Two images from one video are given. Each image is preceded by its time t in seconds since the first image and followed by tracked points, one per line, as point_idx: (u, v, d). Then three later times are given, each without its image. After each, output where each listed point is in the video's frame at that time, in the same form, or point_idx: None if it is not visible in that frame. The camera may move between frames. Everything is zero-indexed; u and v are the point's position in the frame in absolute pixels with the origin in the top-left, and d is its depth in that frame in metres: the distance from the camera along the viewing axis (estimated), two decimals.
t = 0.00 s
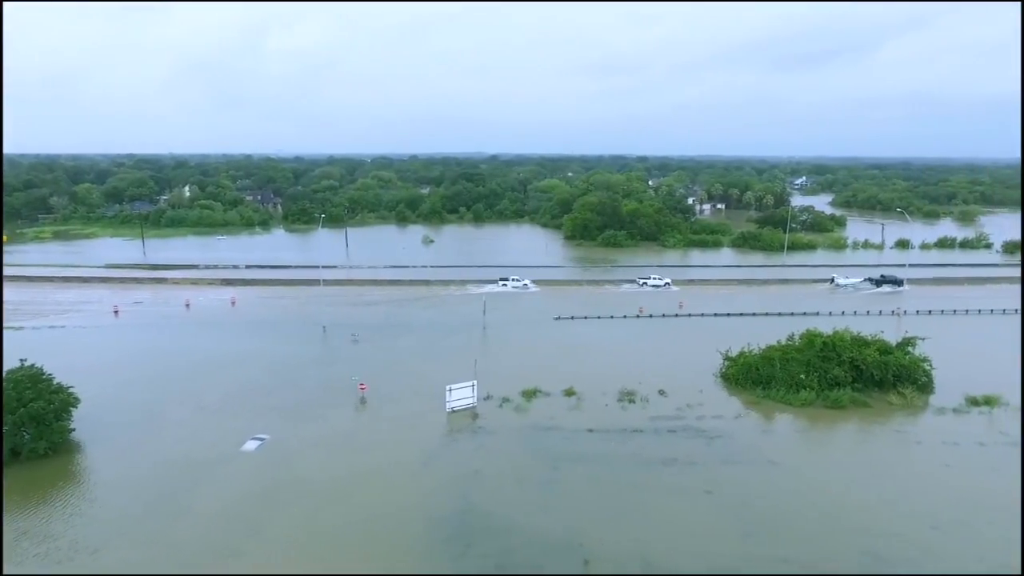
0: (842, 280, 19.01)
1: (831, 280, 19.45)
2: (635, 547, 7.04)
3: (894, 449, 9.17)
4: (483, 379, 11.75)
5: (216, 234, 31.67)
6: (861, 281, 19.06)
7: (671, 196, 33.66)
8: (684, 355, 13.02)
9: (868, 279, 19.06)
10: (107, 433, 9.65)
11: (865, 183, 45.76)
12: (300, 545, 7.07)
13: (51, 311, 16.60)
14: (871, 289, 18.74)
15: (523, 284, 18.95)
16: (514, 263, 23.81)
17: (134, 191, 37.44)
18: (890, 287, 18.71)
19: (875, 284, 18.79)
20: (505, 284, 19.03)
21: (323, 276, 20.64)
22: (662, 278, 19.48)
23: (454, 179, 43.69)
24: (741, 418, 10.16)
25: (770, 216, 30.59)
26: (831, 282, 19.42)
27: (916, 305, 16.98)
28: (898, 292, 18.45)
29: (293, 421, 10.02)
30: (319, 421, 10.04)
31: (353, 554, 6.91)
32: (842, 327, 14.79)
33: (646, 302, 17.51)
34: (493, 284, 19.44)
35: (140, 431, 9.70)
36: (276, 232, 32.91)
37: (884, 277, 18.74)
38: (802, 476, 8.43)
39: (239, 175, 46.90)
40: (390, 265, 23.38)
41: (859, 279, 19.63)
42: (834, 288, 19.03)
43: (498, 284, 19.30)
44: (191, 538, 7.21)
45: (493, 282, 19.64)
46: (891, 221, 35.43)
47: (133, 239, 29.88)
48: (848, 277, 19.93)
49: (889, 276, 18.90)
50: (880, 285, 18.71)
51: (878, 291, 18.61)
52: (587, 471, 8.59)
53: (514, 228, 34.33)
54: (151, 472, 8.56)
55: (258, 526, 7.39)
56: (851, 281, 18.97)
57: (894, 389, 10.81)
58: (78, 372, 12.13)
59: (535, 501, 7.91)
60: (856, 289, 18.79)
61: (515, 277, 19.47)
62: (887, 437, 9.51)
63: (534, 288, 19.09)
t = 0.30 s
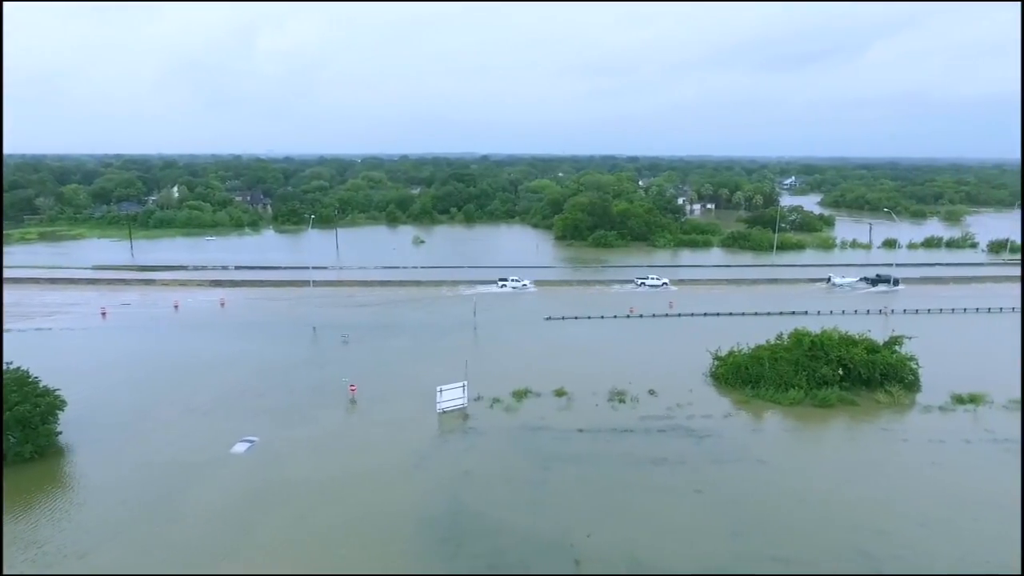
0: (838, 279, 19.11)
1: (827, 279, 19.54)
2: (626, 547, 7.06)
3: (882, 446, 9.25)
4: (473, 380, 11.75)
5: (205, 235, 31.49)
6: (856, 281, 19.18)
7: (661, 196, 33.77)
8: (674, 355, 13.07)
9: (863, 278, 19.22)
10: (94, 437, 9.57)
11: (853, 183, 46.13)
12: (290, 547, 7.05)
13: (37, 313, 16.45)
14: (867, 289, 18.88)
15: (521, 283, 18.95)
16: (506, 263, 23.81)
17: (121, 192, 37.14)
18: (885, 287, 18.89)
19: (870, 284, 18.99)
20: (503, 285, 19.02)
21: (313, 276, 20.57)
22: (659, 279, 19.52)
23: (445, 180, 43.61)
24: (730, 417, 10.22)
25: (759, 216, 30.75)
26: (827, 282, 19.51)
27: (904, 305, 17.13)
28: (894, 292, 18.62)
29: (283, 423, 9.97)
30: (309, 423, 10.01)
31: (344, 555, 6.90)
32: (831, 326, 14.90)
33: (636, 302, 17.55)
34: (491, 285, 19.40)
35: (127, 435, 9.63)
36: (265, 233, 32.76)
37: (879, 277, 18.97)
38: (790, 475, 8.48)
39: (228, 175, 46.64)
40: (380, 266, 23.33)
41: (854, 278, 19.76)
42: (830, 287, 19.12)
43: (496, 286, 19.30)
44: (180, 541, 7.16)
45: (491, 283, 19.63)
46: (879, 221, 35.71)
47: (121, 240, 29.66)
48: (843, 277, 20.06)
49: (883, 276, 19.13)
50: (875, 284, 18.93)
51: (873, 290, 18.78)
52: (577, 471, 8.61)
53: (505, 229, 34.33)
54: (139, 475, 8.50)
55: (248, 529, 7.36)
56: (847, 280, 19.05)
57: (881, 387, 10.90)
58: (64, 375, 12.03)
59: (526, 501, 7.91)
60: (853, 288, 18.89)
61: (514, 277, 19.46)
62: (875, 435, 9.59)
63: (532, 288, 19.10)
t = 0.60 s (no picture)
0: (836, 279, 19.15)
1: (824, 278, 19.60)
2: (618, 547, 7.07)
3: (871, 445, 9.31)
4: (465, 381, 11.74)
5: (196, 236, 31.34)
6: (854, 280, 19.24)
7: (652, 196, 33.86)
8: (665, 355, 13.11)
9: (860, 278, 19.31)
10: (83, 440, 9.51)
11: (843, 183, 46.43)
12: (281, 550, 7.02)
13: (25, 316, 16.33)
14: (865, 289, 18.98)
15: (521, 285, 18.99)
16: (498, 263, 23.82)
17: (111, 192, 36.89)
18: (882, 286, 19.02)
19: (867, 283, 19.10)
20: (504, 285, 19.06)
21: (305, 278, 20.52)
22: (659, 278, 19.56)
23: (437, 180, 43.57)
24: (721, 416, 10.26)
25: (750, 216, 30.88)
26: (825, 281, 19.57)
27: (894, 304, 17.25)
28: (891, 292, 18.75)
29: (273, 425, 9.94)
30: (300, 425, 9.98)
31: (335, 557, 6.88)
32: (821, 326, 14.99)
33: (628, 302, 17.60)
34: (490, 286, 19.39)
35: (117, 437, 9.57)
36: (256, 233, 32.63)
37: (877, 276, 19.07)
38: (780, 474, 8.52)
39: (219, 175, 46.41)
40: (372, 267, 23.27)
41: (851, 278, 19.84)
42: (828, 286, 19.18)
43: (496, 287, 19.26)
44: (169, 545, 7.13)
45: (491, 284, 19.59)
46: (869, 220, 35.93)
47: (111, 241, 29.47)
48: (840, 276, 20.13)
49: (880, 275, 19.24)
50: (873, 284, 19.04)
51: (870, 289, 18.89)
52: (569, 471, 8.62)
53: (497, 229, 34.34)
54: (128, 478, 8.45)
55: (238, 532, 7.33)
56: (845, 280, 19.11)
57: (871, 386, 10.97)
58: (52, 377, 11.94)
59: (518, 502, 7.91)
60: (851, 288, 18.96)
61: (514, 278, 19.48)
62: (864, 434, 9.64)
63: (532, 288, 19.13)
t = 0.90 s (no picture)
0: (830, 279, 19.30)
1: (818, 278, 19.74)
2: (605, 547, 7.08)
3: (857, 444, 9.37)
4: (453, 382, 11.72)
5: (182, 237, 31.07)
6: (847, 280, 19.39)
7: (640, 197, 33.97)
8: (653, 355, 13.15)
9: (853, 278, 19.48)
10: (67, 444, 9.40)
11: (828, 183, 46.80)
12: (268, 554, 6.98)
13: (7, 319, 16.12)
14: (858, 288, 19.13)
15: (519, 286, 19.00)
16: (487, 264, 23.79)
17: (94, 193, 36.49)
18: (874, 285, 19.20)
19: (860, 283, 19.28)
20: (501, 285, 19.07)
21: (292, 279, 20.40)
22: (654, 279, 19.65)
23: (425, 181, 43.49)
24: (708, 416, 10.31)
25: (737, 216, 31.06)
26: (818, 281, 19.75)
27: (879, 303, 17.41)
28: (883, 291, 18.95)
29: (259, 429, 9.87)
30: (286, 428, 9.92)
31: (321, 560, 6.86)
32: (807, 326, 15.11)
33: (617, 302, 17.64)
34: (485, 287, 19.37)
35: (101, 442, 9.47)
36: (243, 235, 32.43)
37: (869, 276, 19.24)
38: (766, 473, 8.58)
39: (204, 176, 46.02)
40: (360, 268, 23.17)
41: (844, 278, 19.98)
42: (822, 286, 19.32)
43: (492, 287, 19.23)
44: (154, 550, 7.06)
45: (488, 284, 19.56)
46: (854, 220, 36.24)
47: (95, 243, 29.15)
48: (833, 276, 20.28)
49: (872, 274, 19.44)
50: (866, 283, 19.22)
51: (863, 289, 19.06)
52: (557, 473, 8.62)
53: (485, 230, 34.33)
54: (113, 483, 8.38)
55: (223, 536, 7.28)
56: (838, 280, 19.25)
57: (855, 385, 11.07)
58: (34, 381, 11.80)
59: (507, 503, 7.91)
60: (844, 288, 19.10)
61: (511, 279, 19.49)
62: (850, 433, 9.71)
63: (529, 289, 19.13)
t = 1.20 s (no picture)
0: (816, 279, 19.57)
1: (804, 277, 19.98)
2: (589, 547, 7.11)
3: (836, 441, 9.50)
4: (437, 384, 11.70)
5: (159, 240, 30.67)
6: (832, 279, 19.67)
7: (622, 197, 34.15)
8: (635, 355, 13.23)
9: (838, 277, 19.78)
10: (41, 451, 9.23)
11: (807, 183, 47.38)
12: (250, 560, 6.91)
13: None
14: (843, 287, 19.41)
15: (511, 287, 19.05)
16: (469, 265, 23.77)
17: (69, 195, 35.86)
18: (858, 284, 19.51)
19: (845, 281, 19.59)
20: (493, 286, 19.08)
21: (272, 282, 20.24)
22: (644, 279, 19.84)
23: (407, 181, 43.33)
24: (690, 415, 10.39)
25: (718, 216, 31.32)
26: (804, 278, 20.14)
27: (858, 302, 17.66)
28: (867, 289, 19.25)
29: (240, 434, 9.77)
30: (268, 432, 9.83)
31: (305, 565, 6.81)
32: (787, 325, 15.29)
33: (599, 302, 17.71)
34: (477, 288, 19.38)
35: (77, 449, 9.31)
36: (222, 237, 32.09)
37: (853, 274, 19.55)
38: (747, 471, 8.66)
39: (182, 177, 45.42)
40: (342, 269, 23.04)
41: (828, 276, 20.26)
42: (808, 285, 19.58)
43: (486, 288, 19.28)
44: (134, 559, 6.96)
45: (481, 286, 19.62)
46: (832, 219, 36.72)
47: (70, 246, 28.68)
48: (817, 275, 20.55)
49: (857, 273, 19.74)
50: (850, 282, 19.52)
51: (848, 288, 19.35)
52: (541, 474, 8.63)
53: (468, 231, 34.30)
54: (90, 490, 8.24)
55: (202, 545, 7.19)
56: (824, 279, 19.52)
57: (834, 382, 11.21)
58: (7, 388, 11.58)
59: (491, 505, 7.90)
60: (829, 287, 19.38)
61: (503, 280, 19.52)
62: (829, 430, 9.84)
63: (522, 290, 19.20)
